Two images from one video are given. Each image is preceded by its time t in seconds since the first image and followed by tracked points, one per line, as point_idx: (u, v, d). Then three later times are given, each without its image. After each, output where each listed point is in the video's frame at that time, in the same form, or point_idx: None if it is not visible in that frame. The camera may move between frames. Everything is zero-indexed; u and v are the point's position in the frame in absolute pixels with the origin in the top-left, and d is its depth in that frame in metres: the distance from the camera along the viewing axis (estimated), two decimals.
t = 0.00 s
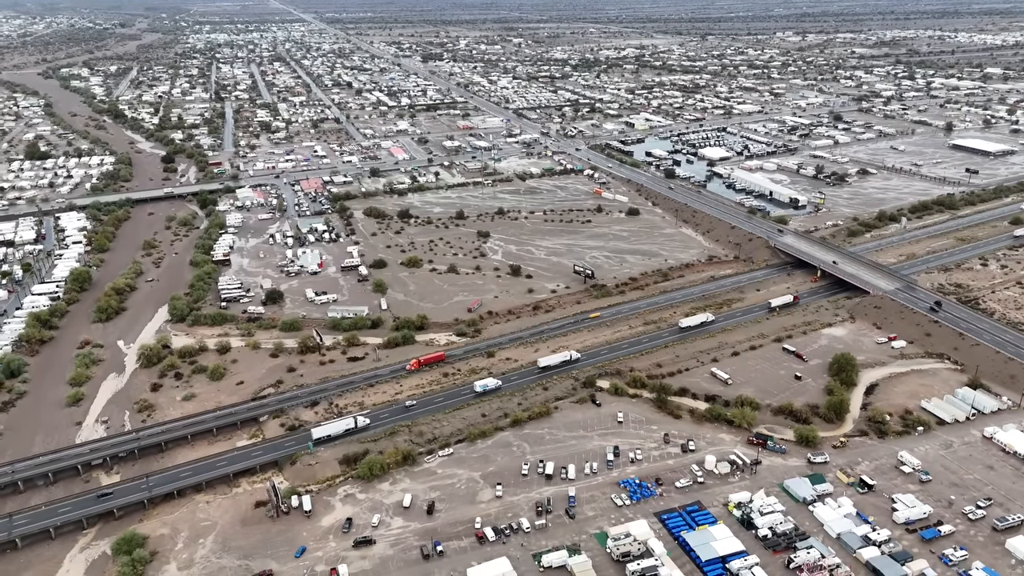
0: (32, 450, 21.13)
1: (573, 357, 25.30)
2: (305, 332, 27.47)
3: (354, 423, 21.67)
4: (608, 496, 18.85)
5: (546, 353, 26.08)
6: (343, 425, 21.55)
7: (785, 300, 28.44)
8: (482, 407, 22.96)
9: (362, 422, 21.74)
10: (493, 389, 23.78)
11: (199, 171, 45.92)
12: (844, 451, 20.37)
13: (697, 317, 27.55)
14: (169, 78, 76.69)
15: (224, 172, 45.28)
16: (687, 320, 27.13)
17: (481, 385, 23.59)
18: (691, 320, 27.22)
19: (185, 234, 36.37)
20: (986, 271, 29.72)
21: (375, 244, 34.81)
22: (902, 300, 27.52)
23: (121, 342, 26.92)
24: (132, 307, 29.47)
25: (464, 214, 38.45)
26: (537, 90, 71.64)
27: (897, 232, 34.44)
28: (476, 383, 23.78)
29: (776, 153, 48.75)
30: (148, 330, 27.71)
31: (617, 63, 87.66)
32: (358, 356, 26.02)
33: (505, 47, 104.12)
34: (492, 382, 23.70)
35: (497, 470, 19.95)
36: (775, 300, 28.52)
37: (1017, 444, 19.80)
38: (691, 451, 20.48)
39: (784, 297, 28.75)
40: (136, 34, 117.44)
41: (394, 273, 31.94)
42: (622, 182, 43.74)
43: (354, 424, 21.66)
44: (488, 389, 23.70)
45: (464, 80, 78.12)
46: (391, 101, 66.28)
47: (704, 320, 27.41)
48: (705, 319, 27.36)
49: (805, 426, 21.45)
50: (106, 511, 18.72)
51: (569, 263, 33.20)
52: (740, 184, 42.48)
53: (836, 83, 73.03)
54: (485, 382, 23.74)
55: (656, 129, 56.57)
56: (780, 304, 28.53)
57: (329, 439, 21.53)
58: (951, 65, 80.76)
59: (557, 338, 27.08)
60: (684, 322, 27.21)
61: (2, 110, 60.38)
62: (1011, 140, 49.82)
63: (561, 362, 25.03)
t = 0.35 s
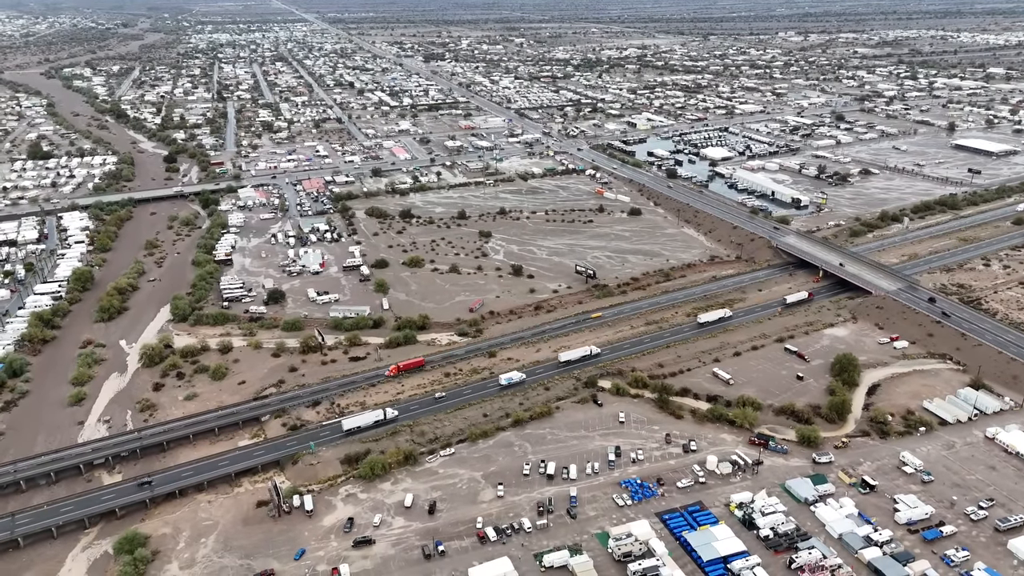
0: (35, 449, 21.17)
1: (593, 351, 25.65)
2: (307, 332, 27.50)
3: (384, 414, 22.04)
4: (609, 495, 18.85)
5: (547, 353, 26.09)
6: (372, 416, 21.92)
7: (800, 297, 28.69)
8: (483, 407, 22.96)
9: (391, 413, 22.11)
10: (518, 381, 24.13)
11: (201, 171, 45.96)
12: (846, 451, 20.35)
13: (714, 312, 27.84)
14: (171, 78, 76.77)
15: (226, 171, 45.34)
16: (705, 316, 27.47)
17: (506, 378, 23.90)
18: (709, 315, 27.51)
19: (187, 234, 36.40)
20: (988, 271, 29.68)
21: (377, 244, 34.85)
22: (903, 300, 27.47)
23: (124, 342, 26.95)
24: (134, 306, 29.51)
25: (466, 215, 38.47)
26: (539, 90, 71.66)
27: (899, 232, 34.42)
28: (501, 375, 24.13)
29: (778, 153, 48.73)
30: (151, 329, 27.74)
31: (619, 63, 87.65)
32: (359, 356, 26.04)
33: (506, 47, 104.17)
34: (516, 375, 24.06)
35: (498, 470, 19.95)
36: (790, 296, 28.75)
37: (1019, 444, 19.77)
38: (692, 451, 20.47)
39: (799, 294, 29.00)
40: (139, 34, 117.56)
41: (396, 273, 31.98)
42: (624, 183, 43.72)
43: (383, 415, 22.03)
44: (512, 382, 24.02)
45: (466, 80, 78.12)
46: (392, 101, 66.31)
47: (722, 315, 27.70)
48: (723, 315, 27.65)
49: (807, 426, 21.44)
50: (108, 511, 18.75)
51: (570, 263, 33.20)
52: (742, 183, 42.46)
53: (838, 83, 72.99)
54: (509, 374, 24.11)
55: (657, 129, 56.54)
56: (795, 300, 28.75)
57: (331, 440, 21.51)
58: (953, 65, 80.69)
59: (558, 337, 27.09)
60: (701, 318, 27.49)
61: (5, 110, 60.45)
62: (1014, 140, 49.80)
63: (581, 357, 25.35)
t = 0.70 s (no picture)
0: (35, 449, 21.18)
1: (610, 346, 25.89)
2: (307, 331, 27.51)
3: (409, 407, 22.38)
4: (610, 495, 18.85)
5: (547, 353, 26.07)
6: (398, 408, 22.26)
7: (813, 293, 28.89)
8: (483, 407, 22.95)
9: (416, 406, 22.45)
10: (540, 375, 24.48)
11: (202, 171, 45.97)
12: (847, 451, 20.35)
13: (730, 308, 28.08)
14: (171, 78, 76.80)
15: (226, 171, 45.36)
16: (722, 311, 27.77)
17: (529, 370, 24.31)
18: (725, 311, 27.76)
19: (188, 234, 36.41)
20: (988, 271, 29.65)
21: (377, 244, 34.86)
22: (903, 300, 27.46)
23: (124, 342, 26.96)
24: (134, 306, 29.52)
25: (466, 215, 38.46)
26: (539, 90, 71.68)
27: (899, 232, 34.39)
28: (524, 369, 24.50)
29: (779, 152, 48.74)
30: (151, 329, 27.75)
31: (620, 63, 87.64)
32: (360, 356, 26.04)
33: (507, 47, 104.16)
34: (539, 368, 24.42)
35: (498, 470, 19.95)
36: (803, 293, 28.96)
37: (1019, 444, 19.76)
38: (692, 451, 20.47)
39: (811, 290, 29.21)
40: (139, 34, 117.58)
41: (396, 273, 31.98)
42: (623, 183, 43.70)
43: (409, 408, 22.39)
44: (536, 375, 24.41)
45: (466, 80, 78.11)
46: (392, 101, 66.31)
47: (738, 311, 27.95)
48: (739, 310, 27.90)
49: (807, 426, 21.43)
50: (108, 510, 18.75)
51: (571, 263, 33.19)
52: (742, 183, 42.44)
53: (839, 82, 73.00)
54: (532, 367, 24.46)
55: (658, 129, 56.53)
56: (808, 296, 28.96)
57: (331, 440, 21.51)
58: (954, 65, 80.68)
59: (559, 337, 27.09)
60: (717, 313, 27.77)
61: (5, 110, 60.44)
62: (1014, 139, 49.81)
63: (600, 352, 25.68)
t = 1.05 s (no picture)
0: (35, 449, 21.19)
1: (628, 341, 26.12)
2: (307, 332, 27.52)
3: (436, 399, 22.78)
4: (610, 495, 18.84)
5: (547, 353, 26.07)
6: (426, 400, 22.67)
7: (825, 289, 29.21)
8: (483, 407, 22.95)
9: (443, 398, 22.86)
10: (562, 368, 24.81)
11: (201, 171, 45.96)
12: (846, 451, 20.34)
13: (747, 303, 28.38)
14: (171, 78, 76.83)
15: (226, 171, 45.36)
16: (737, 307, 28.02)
17: (551, 363, 24.62)
18: (741, 306, 27.99)
19: (187, 234, 36.40)
20: (988, 271, 29.67)
21: (377, 244, 34.87)
22: (903, 300, 27.47)
23: (124, 342, 26.95)
24: (133, 306, 29.50)
25: (466, 215, 38.46)
26: (539, 90, 71.70)
27: (899, 232, 34.40)
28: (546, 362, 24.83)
29: (778, 152, 48.77)
30: (151, 329, 27.75)
31: (619, 62, 87.65)
32: (360, 356, 26.04)
33: (506, 47, 104.14)
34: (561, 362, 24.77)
35: (498, 470, 19.95)
36: (816, 289, 29.28)
37: (1019, 444, 19.77)
38: (692, 451, 20.47)
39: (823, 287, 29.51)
40: (138, 34, 117.62)
41: (396, 273, 31.98)
42: (623, 183, 43.70)
43: (436, 400, 22.77)
44: (557, 368, 24.71)
45: (466, 80, 78.12)
46: (392, 101, 66.32)
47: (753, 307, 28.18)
48: (754, 306, 28.15)
49: (807, 426, 21.44)
50: (108, 510, 18.75)
51: (571, 263, 33.20)
52: (742, 183, 42.46)
53: (838, 82, 73.05)
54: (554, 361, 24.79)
55: (657, 129, 56.52)
56: (821, 292, 29.27)
57: (331, 440, 21.49)
58: (953, 65, 80.68)
59: (559, 337, 27.09)
60: (733, 309, 28.01)
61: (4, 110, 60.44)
62: (1013, 139, 49.83)
63: (616, 348, 25.93)
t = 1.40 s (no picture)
0: (26, 452, 21.05)
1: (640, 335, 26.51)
2: (300, 332, 27.44)
3: (456, 392, 23.19)
4: (603, 495, 18.86)
5: (541, 353, 26.09)
6: (445, 393, 23.09)
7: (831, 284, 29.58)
8: (477, 407, 22.95)
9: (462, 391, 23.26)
10: (577, 362, 25.25)
11: (193, 172, 45.79)
12: (838, 449, 20.43)
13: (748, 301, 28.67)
14: (162, 78, 76.44)
15: (218, 172, 45.17)
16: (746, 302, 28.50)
17: (566, 357, 25.06)
18: (748, 301, 28.51)
19: (179, 235, 36.25)
20: (978, 269, 29.86)
21: (370, 244, 34.82)
22: (894, 299, 27.64)
23: (115, 344, 26.81)
24: (125, 308, 29.35)
25: (459, 215, 38.45)
26: (532, 89, 71.72)
27: (891, 231, 34.59)
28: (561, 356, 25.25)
29: (771, 152, 48.97)
30: (143, 331, 27.62)
31: (612, 62, 87.75)
32: (353, 356, 26.00)
33: (499, 47, 104.09)
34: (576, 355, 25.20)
35: (492, 470, 19.94)
36: (822, 284, 29.67)
37: (1009, 441, 19.91)
38: (685, 450, 20.52)
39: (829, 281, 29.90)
40: (129, 35, 117.19)
41: (389, 273, 31.93)
42: (615, 182, 43.76)
43: (455, 393, 23.15)
44: (572, 362, 25.15)
45: (459, 80, 78.07)
46: (385, 101, 66.22)
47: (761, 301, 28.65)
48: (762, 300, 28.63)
49: (799, 424, 21.51)
50: (100, 513, 18.66)
51: (564, 262, 33.23)
52: (735, 183, 42.60)
53: (830, 82, 73.38)
54: (569, 355, 25.22)
55: (650, 128, 56.62)
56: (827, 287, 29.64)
57: (325, 441, 21.44)
58: (944, 65, 81.13)
59: (552, 337, 27.11)
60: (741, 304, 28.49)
61: None
62: (1003, 139, 50.14)
63: (628, 342, 26.25)
